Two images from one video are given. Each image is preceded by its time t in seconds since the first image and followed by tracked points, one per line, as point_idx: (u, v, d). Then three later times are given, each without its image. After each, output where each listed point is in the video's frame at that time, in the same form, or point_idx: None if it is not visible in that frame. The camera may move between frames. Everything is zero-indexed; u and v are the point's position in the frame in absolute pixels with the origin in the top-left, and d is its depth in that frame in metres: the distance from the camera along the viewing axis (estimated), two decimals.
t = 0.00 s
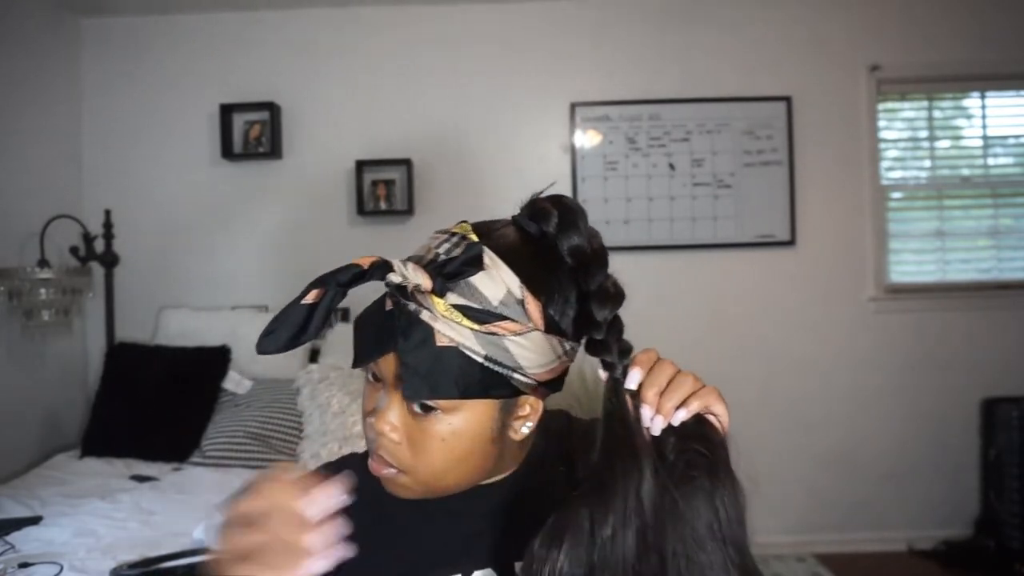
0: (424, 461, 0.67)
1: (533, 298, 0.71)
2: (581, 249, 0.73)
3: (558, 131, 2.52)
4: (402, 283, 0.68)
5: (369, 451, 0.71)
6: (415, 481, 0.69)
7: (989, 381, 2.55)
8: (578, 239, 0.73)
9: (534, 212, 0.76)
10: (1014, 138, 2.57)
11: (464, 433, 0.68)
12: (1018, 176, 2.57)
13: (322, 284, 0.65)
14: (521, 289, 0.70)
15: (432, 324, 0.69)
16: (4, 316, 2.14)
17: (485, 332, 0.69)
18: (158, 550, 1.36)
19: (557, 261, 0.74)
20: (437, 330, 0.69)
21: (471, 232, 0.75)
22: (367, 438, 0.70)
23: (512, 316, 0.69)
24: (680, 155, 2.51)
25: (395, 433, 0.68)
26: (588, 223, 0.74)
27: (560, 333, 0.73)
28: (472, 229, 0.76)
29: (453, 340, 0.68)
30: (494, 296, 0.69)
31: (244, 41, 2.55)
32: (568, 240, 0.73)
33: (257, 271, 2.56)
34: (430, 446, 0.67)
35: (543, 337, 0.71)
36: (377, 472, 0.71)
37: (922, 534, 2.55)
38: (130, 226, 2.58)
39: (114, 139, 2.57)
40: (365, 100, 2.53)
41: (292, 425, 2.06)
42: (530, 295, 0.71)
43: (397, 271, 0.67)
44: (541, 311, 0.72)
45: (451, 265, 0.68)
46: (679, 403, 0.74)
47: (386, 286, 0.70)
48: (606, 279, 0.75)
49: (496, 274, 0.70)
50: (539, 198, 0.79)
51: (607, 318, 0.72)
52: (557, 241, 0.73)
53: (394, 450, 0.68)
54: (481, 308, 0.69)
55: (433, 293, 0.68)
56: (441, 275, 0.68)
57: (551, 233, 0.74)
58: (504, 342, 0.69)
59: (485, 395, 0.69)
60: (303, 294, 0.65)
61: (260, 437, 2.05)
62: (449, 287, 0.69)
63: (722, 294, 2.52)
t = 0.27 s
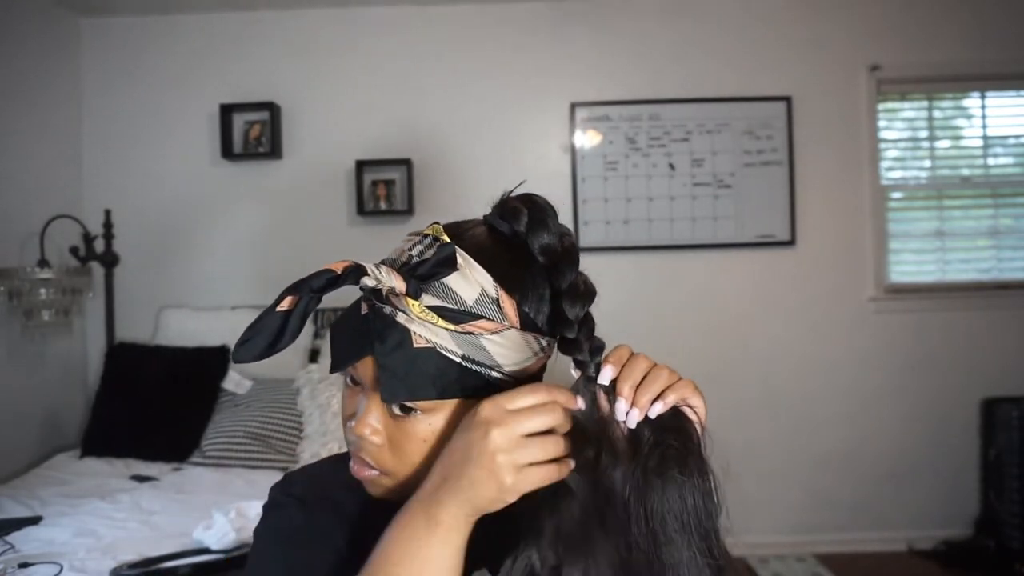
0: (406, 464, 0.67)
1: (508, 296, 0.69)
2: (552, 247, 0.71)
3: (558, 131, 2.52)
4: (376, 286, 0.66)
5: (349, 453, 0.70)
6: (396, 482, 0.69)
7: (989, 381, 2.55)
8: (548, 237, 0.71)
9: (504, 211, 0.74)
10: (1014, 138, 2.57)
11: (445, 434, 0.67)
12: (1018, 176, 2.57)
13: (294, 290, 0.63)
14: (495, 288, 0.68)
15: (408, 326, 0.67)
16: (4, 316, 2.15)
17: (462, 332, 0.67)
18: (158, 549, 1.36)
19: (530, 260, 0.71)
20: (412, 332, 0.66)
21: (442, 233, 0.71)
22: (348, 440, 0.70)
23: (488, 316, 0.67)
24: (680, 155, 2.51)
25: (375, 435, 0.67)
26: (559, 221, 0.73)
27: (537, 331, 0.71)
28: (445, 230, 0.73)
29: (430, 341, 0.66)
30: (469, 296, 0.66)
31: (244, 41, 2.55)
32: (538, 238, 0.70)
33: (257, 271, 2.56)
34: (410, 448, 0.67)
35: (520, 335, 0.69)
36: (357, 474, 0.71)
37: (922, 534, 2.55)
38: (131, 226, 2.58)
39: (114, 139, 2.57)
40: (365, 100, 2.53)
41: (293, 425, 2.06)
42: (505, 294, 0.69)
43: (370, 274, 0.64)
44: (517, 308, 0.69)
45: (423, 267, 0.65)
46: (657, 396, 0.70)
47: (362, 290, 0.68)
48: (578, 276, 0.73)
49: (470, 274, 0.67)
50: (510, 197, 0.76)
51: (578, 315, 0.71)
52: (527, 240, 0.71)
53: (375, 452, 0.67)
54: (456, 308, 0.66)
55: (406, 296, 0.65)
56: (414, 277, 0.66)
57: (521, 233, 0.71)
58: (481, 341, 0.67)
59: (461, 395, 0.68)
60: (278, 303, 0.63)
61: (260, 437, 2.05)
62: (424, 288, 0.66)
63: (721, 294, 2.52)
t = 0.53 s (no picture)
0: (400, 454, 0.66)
1: (500, 291, 0.71)
2: (540, 247, 0.72)
3: (558, 131, 2.52)
4: (373, 278, 0.67)
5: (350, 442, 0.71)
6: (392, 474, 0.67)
7: (989, 381, 2.55)
8: (536, 239, 0.72)
9: (497, 212, 0.75)
10: (1014, 138, 2.57)
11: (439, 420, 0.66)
12: (1018, 175, 2.57)
13: (296, 278, 0.62)
14: (488, 281, 0.70)
15: (403, 315, 0.66)
16: (4, 316, 2.14)
17: (456, 322, 0.67)
18: (158, 549, 1.36)
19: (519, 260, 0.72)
20: (407, 321, 0.66)
21: (438, 230, 0.74)
22: (347, 429, 0.70)
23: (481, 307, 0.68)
24: (680, 154, 2.51)
25: (371, 425, 0.66)
26: (549, 223, 0.74)
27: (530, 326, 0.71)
28: (440, 228, 0.75)
29: (425, 331, 0.66)
30: (463, 287, 0.68)
31: (244, 41, 2.55)
32: (527, 239, 0.71)
33: (258, 271, 2.56)
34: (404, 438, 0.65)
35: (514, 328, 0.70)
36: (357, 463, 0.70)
37: (922, 534, 2.55)
38: (131, 226, 2.58)
39: (114, 139, 2.57)
40: (365, 100, 2.54)
41: (292, 425, 2.06)
42: (497, 288, 0.70)
43: (367, 267, 0.66)
44: (510, 300, 0.70)
45: (419, 259, 0.68)
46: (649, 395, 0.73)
47: (359, 282, 0.69)
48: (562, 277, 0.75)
49: (463, 268, 0.69)
50: (500, 200, 0.77)
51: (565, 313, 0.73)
52: (516, 240, 0.72)
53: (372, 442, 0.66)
54: (450, 298, 0.68)
55: (402, 287, 0.67)
56: (410, 268, 0.68)
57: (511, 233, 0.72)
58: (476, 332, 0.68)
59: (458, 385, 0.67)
60: (279, 291, 0.61)
61: (260, 437, 2.05)
62: (418, 280, 0.68)
63: (721, 295, 2.52)
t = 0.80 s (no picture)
0: (401, 448, 0.67)
1: (499, 286, 0.73)
2: (536, 248, 0.73)
3: (558, 131, 2.52)
4: (376, 275, 0.70)
5: (347, 442, 0.70)
6: (393, 469, 0.68)
7: (989, 381, 2.55)
8: (533, 240, 0.73)
9: (495, 213, 0.76)
10: (1014, 138, 2.57)
11: (442, 415, 0.68)
12: (1018, 176, 2.57)
13: (300, 275, 0.68)
14: (486, 279, 0.73)
15: (405, 311, 0.70)
16: (4, 316, 2.15)
17: (456, 316, 0.71)
18: (158, 550, 1.36)
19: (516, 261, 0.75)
20: (409, 317, 0.70)
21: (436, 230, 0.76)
22: (345, 428, 0.70)
23: (480, 302, 0.72)
24: (680, 155, 2.51)
25: (372, 420, 0.67)
26: (544, 224, 0.75)
27: (523, 322, 0.74)
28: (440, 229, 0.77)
29: (425, 325, 0.70)
30: (462, 284, 0.71)
31: (244, 41, 2.55)
32: (523, 241, 0.73)
33: (258, 272, 2.56)
34: (407, 431, 0.67)
35: (510, 323, 0.73)
36: (355, 462, 0.70)
37: (922, 534, 2.55)
38: (131, 226, 2.58)
39: (113, 139, 2.58)
40: (366, 100, 2.53)
41: (292, 425, 2.06)
42: (496, 284, 0.73)
43: (370, 263, 0.69)
44: (507, 298, 0.73)
45: (419, 257, 0.70)
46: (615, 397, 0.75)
47: (360, 278, 0.73)
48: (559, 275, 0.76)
49: (463, 265, 0.72)
50: (501, 200, 0.79)
51: (555, 312, 0.76)
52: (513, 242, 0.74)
53: (373, 436, 0.68)
54: (450, 293, 0.71)
55: (404, 283, 0.70)
56: (411, 266, 0.70)
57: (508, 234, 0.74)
58: (474, 326, 0.71)
59: (459, 378, 0.70)
60: (285, 287, 0.68)
61: (260, 437, 2.05)
62: (420, 277, 0.71)
63: (720, 295, 2.53)
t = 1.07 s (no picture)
0: (424, 444, 0.64)
1: (535, 288, 0.71)
2: (579, 251, 0.72)
3: (557, 131, 2.52)
4: (413, 266, 0.68)
5: (365, 433, 0.67)
6: (412, 467, 0.65)
7: (989, 381, 2.55)
8: (577, 242, 0.72)
9: (536, 213, 0.75)
10: (1014, 138, 2.57)
11: (470, 416, 0.66)
12: (1018, 176, 2.57)
13: (337, 259, 0.66)
14: (523, 280, 0.70)
15: (440, 306, 0.68)
16: (5, 316, 2.15)
17: (490, 316, 0.68)
18: (158, 549, 1.36)
19: (556, 262, 0.73)
20: (444, 312, 0.68)
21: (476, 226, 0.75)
22: (365, 419, 0.67)
23: (515, 304, 0.69)
24: (680, 155, 2.51)
25: (395, 413, 0.65)
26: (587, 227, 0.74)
27: (555, 324, 0.72)
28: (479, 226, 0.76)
29: (459, 323, 0.68)
30: (499, 284, 0.69)
31: (244, 41, 2.55)
32: (567, 242, 0.72)
33: (258, 272, 2.56)
34: (433, 429, 0.65)
35: (544, 326, 0.71)
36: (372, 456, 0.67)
37: (922, 534, 2.55)
38: (130, 226, 2.58)
39: (112, 139, 2.58)
40: (366, 100, 2.54)
41: (292, 425, 2.06)
42: (532, 286, 0.71)
43: (409, 254, 0.67)
44: (542, 300, 0.71)
45: (459, 252, 0.68)
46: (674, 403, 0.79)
47: (395, 268, 0.70)
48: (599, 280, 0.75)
49: (501, 264, 0.70)
50: (540, 201, 0.78)
51: (593, 319, 0.74)
52: (556, 243, 0.73)
53: (395, 432, 0.64)
54: (486, 292, 0.68)
55: (441, 277, 0.68)
56: (450, 261, 0.69)
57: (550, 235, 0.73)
58: (508, 327, 0.69)
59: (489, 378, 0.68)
60: (318, 273, 0.65)
61: (260, 437, 2.05)
62: (457, 272, 0.69)
63: (720, 295, 2.53)
